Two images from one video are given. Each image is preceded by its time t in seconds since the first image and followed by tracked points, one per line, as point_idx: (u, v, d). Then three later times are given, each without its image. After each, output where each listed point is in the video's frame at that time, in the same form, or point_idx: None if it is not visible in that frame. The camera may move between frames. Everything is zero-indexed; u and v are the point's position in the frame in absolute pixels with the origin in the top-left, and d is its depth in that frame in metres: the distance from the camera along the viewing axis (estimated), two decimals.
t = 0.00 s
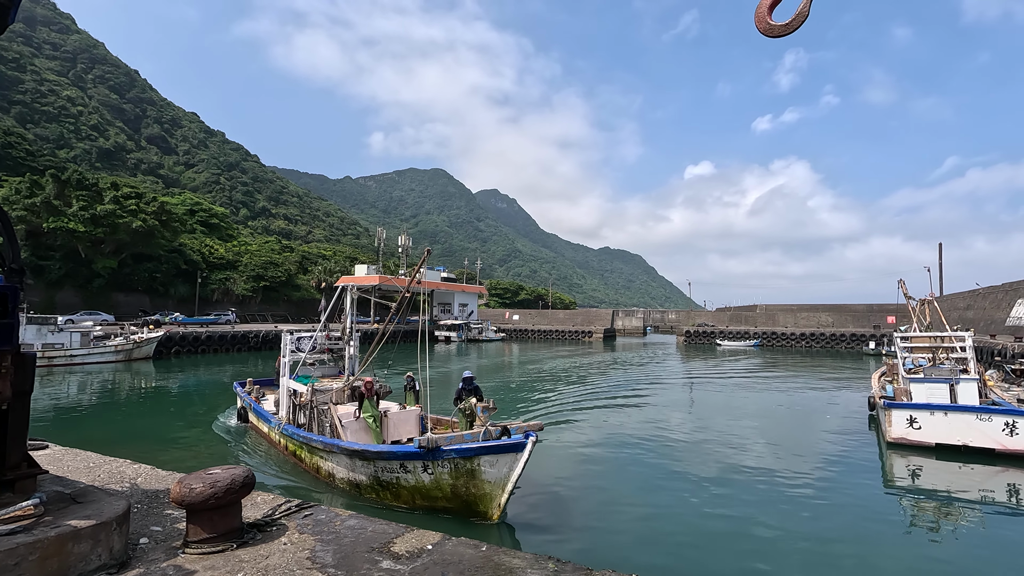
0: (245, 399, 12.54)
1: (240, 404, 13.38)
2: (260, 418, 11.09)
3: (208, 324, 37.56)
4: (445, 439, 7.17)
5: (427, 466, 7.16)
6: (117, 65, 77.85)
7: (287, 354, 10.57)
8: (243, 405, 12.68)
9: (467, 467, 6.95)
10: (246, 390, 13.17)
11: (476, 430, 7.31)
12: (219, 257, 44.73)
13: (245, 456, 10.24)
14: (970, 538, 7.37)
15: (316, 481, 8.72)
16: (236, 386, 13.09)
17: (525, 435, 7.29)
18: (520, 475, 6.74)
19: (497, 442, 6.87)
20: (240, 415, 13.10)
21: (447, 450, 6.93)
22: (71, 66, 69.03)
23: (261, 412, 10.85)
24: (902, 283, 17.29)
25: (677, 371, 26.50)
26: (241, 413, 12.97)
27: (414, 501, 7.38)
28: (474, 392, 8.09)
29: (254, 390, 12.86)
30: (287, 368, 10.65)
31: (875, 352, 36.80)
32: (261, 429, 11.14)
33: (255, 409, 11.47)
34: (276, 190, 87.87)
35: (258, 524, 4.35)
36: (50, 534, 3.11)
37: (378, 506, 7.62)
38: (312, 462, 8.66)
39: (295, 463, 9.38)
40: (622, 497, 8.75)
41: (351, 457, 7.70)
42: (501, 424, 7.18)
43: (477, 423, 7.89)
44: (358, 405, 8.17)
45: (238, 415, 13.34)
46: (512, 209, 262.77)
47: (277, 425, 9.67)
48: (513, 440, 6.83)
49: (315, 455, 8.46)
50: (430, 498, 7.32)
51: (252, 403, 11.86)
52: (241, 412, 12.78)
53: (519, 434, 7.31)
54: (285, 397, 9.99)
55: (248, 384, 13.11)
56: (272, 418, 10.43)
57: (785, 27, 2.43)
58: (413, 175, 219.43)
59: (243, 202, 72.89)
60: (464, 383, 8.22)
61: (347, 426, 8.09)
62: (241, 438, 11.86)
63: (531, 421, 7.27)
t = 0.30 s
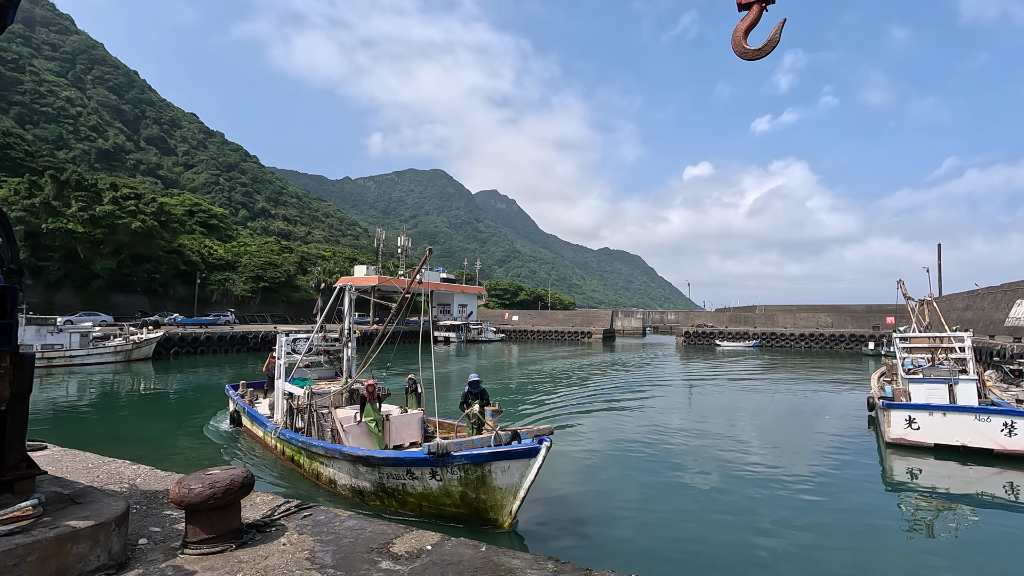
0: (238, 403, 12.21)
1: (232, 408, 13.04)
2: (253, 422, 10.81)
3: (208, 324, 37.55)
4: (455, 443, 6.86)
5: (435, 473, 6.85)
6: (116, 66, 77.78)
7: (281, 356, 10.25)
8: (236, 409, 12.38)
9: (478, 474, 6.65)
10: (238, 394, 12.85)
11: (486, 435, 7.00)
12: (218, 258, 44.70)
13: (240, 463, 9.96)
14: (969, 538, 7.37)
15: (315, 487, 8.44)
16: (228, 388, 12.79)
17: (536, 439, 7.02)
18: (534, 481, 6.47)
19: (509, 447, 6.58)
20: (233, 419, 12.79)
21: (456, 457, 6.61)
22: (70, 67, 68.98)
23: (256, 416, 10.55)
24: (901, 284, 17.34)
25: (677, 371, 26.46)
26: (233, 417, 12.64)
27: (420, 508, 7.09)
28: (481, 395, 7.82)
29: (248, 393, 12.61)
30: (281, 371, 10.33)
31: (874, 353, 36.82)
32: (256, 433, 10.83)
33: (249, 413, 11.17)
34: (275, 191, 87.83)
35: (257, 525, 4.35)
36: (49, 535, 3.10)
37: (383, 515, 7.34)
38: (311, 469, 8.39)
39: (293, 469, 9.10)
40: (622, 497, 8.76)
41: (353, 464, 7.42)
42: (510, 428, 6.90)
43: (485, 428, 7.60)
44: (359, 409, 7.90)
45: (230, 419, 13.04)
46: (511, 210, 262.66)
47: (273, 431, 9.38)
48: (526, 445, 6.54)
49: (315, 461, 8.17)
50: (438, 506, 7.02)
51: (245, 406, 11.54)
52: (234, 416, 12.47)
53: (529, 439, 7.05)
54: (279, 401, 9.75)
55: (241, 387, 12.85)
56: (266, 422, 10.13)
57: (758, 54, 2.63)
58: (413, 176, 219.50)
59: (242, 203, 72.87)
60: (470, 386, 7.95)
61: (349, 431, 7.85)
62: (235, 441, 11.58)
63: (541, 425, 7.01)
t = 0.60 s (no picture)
0: (234, 406, 11.97)
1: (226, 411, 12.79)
2: (252, 426, 10.58)
3: (210, 325, 37.60)
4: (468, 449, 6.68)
5: (446, 479, 6.68)
6: (118, 67, 77.96)
7: (279, 358, 10.05)
8: (232, 413, 12.07)
9: (491, 480, 6.49)
10: (233, 396, 12.63)
11: (500, 440, 6.83)
12: (221, 259, 44.76)
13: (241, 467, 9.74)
14: (972, 539, 7.35)
15: (320, 494, 8.27)
16: (223, 391, 12.58)
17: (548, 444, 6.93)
18: (550, 487, 6.34)
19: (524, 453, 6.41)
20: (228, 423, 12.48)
21: (470, 462, 6.46)
22: (72, 69, 69.15)
23: (253, 420, 10.33)
24: (904, 284, 17.33)
25: (679, 372, 26.42)
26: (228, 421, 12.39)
27: (431, 515, 6.93)
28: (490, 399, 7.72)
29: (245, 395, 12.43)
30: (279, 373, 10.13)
31: (877, 353, 36.80)
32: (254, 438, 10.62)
33: (246, 416, 10.95)
34: (277, 192, 87.98)
35: (260, 526, 4.36)
36: (52, 536, 3.10)
37: (391, 522, 7.18)
38: (316, 475, 8.21)
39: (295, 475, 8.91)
40: (624, 498, 8.75)
41: (360, 469, 7.26)
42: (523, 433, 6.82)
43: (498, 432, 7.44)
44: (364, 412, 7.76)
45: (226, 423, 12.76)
46: (513, 211, 262.67)
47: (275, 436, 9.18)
48: (542, 451, 6.39)
49: (320, 467, 8.00)
50: (449, 513, 6.86)
51: (241, 410, 11.31)
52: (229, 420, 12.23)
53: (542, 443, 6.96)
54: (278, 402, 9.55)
55: (237, 391, 12.68)
56: (267, 426, 9.92)
57: (734, 71, 2.60)
58: (415, 176, 219.60)
59: (244, 204, 72.99)
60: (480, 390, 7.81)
61: (354, 436, 7.76)
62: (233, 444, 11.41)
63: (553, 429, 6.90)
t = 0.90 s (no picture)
0: (232, 409, 11.70)
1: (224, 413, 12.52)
2: (252, 430, 10.34)
3: (214, 326, 37.73)
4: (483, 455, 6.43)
5: (460, 485, 6.48)
6: (123, 69, 78.36)
7: (279, 360, 9.76)
8: (230, 415, 11.75)
9: (508, 487, 6.29)
10: (232, 398, 12.37)
11: (516, 444, 6.57)
12: (225, 260, 44.91)
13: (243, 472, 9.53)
14: (979, 539, 7.32)
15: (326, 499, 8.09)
16: (222, 394, 12.33)
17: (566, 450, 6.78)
18: (569, 495, 6.14)
19: (541, 459, 6.21)
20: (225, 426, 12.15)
21: (487, 468, 6.24)
22: (78, 71, 69.54)
23: (255, 424, 10.10)
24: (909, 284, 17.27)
25: (683, 372, 26.33)
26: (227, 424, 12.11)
27: (444, 522, 6.75)
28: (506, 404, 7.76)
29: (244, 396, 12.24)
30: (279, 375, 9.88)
31: (882, 353, 36.66)
32: (256, 442, 10.39)
33: (246, 420, 10.70)
34: (281, 193, 88.29)
35: (264, 526, 4.37)
36: (58, 536, 3.12)
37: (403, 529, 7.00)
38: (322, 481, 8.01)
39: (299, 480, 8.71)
40: (628, 499, 8.74)
41: (369, 475, 7.09)
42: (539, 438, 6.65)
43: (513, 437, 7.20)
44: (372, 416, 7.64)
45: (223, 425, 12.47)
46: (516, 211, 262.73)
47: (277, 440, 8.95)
48: (561, 457, 6.18)
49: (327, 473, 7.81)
50: (463, 520, 6.68)
51: (241, 413, 11.04)
52: (226, 423, 11.96)
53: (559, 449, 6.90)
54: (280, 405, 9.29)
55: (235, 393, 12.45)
56: (267, 430, 9.71)
57: (717, 79, 2.60)
58: (418, 177, 219.99)
59: (248, 205, 73.25)
60: (498, 393, 7.83)
61: (361, 440, 7.61)
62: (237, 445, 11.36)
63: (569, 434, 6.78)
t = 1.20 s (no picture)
0: (229, 410, 11.30)
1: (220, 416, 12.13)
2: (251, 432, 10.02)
3: (218, 326, 37.83)
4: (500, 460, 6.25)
5: (474, 492, 6.25)
6: (127, 70, 78.64)
7: (279, 361, 9.41)
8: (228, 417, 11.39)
9: (525, 493, 6.10)
10: (228, 399, 11.99)
11: (532, 450, 6.50)
12: (229, 260, 45.02)
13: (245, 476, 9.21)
14: (983, 539, 7.28)
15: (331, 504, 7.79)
16: (219, 395, 12.01)
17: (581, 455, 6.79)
18: (588, 500, 6.06)
19: (561, 465, 6.08)
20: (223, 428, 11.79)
21: (503, 475, 6.05)
22: (82, 72, 69.83)
23: (254, 427, 9.72)
24: (914, 283, 17.21)
25: (686, 372, 26.23)
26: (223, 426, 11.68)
27: (456, 528, 6.50)
28: (523, 407, 7.41)
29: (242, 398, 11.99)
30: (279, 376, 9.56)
31: (886, 353, 36.54)
32: (254, 444, 10.00)
33: (245, 422, 10.33)
34: (284, 193, 88.51)
35: (267, 526, 4.38)
36: (63, 536, 3.13)
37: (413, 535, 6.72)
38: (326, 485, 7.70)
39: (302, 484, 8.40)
40: (631, 499, 8.73)
41: (378, 480, 6.80)
42: (555, 443, 6.63)
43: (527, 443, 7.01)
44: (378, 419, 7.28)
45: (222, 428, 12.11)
46: (519, 211, 262.65)
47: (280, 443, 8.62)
48: (581, 463, 6.08)
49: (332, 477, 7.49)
50: (476, 527, 6.45)
51: (239, 414, 10.65)
52: (223, 425, 11.58)
53: (573, 454, 6.87)
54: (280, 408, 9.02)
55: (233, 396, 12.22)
56: (267, 433, 9.33)
57: (711, 76, 2.57)
58: (421, 177, 220.19)
59: (251, 205, 73.44)
60: (515, 396, 7.57)
61: (368, 444, 7.22)
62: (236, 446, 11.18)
63: (586, 439, 6.84)
